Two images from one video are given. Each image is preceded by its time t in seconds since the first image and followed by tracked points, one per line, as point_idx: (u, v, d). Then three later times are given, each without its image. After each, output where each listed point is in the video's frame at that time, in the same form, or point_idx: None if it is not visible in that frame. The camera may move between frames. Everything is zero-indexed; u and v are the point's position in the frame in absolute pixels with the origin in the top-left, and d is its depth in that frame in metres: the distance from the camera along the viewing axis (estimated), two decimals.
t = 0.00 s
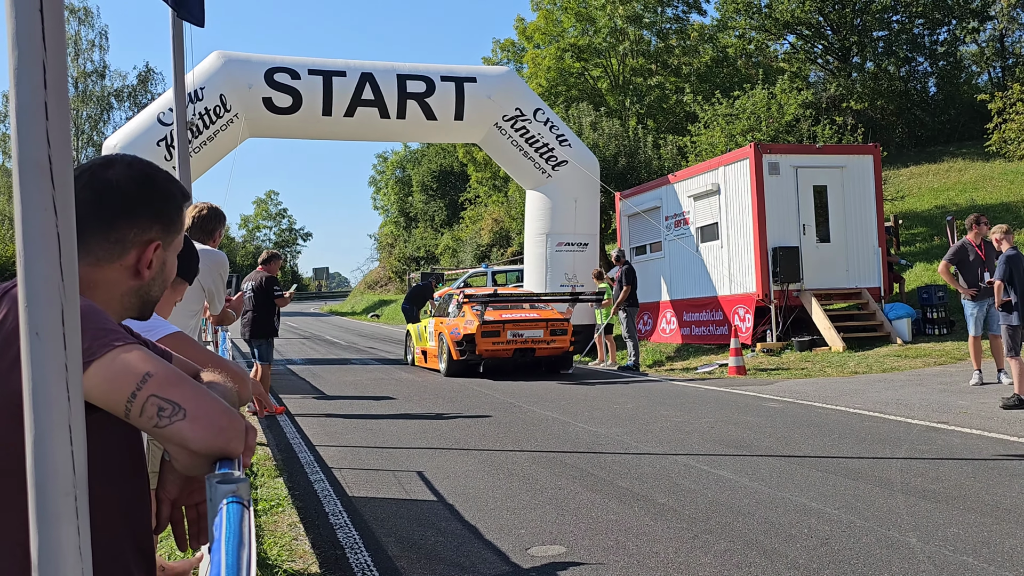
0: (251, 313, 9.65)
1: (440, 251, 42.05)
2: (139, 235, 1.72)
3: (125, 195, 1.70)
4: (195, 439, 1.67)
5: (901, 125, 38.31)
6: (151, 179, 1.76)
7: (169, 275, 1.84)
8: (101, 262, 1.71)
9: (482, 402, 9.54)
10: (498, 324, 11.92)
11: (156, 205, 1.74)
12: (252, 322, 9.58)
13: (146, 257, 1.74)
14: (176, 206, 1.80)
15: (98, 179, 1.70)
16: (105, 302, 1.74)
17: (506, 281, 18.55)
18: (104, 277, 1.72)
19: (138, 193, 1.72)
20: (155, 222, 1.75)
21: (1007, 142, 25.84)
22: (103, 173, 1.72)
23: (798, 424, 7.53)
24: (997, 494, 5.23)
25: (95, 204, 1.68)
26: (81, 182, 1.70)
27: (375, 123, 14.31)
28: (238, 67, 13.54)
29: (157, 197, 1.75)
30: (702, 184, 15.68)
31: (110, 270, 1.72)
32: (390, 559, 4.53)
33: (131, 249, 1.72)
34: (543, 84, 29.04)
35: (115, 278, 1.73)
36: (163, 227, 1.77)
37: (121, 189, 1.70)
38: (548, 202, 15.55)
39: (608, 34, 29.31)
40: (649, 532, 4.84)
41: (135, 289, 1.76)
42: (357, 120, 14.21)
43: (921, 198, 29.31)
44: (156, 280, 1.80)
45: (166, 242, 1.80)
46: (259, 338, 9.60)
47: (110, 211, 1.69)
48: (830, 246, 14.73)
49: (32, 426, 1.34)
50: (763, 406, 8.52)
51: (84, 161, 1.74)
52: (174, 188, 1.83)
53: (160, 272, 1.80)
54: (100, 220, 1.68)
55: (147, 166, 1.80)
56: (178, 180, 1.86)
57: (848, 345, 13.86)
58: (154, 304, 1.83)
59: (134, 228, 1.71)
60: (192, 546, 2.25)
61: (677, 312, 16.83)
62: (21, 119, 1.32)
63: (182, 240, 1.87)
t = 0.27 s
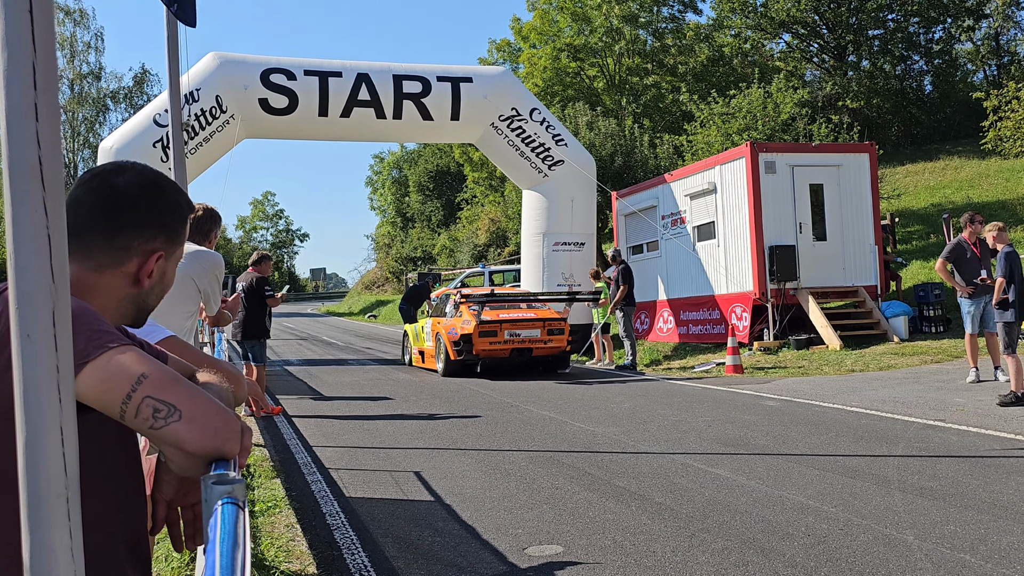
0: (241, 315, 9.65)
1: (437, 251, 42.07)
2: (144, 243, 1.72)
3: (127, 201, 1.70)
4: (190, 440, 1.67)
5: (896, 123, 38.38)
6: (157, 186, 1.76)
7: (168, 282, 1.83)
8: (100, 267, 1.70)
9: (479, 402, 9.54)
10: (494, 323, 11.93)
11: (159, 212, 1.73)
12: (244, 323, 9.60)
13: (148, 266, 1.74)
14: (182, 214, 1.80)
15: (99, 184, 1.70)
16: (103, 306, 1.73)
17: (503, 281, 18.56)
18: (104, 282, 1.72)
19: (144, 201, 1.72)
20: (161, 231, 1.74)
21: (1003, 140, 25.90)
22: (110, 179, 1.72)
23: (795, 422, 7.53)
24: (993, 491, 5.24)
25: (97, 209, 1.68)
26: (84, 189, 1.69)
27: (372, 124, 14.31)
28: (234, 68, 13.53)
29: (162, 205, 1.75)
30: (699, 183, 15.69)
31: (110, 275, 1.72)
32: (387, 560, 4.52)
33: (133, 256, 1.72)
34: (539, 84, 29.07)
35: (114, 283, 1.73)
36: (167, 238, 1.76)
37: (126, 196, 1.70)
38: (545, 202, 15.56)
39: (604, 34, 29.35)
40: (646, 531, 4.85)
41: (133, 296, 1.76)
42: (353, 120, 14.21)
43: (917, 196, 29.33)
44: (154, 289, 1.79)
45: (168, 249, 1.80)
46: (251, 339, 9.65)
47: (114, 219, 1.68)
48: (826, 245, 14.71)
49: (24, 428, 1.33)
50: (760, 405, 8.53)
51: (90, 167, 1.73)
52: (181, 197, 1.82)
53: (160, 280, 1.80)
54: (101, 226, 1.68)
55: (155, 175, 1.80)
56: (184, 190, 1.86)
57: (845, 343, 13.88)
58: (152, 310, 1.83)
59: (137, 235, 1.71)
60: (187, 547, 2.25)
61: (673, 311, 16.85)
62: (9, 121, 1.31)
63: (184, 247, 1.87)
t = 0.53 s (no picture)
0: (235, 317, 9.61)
1: (434, 252, 42.05)
2: (140, 251, 1.72)
3: (125, 208, 1.70)
4: (183, 444, 1.67)
5: (892, 123, 38.41)
6: (155, 195, 1.76)
7: (163, 290, 1.83)
8: (95, 273, 1.70)
9: (476, 403, 9.54)
10: (491, 325, 11.93)
11: (156, 218, 1.73)
12: (238, 327, 9.61)
13: (143, 274, 1.74)
14: (178, 222, 1.80)
15: (96, 190, 1.70)
16: (97, 313, 1.73)
17: (500, 282, 18.56)
18: (99, 288, 1.71)
19: (141, 208, 1.72)
20: (157, 240, 1.74)
21: (997, 139, 25.93)
22: (109, 187, 1.72)
23: (790, 422, 7.54)
24: (988, 490, 5.25)
25: (93, 215, 1.68)
26: (82, 195, 1.69)
27: (367, 125, 14.31)
28: (229, 70, 13.52)
29: (159, 213, 1.74)
30: (694, 184, 15.71)
31: (105, 282, 1.71)
32: (383, 562, 4.52)
33: (129, 264, 1.72)
34: (535, 85, 29.06)
35: (109, 289, 1.72)
36: (163, 246, 1.76)
37: (124, 203, 1.70)
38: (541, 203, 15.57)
39: (600, 35, 29.36)
40: (642, 532, 4.85)
41: (128, 304, 1.76)
42: (349, 122, 14.21)
43: (912, 195, 29.39)
44: (149, 296, 1.79)
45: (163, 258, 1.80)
46: (247, 341, 9.67)
47: (110, 227, 1.68)
48: (822, 245, 14.74)
49: (13, 433, 1.32)
50: (756, 404, 8.54)
51: (87, 174, 1.73)
52: (178, 206, 1.82)
53: (155, 288, 1.79)
54: (98, 233, 1.68)
55: (153, 183, 1.80)
56: (180, 198, 1.86)
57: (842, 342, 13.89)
58: (147, 316, 1.83)
59: (134, 243, 1.71)
60: (181, 551, 2.25)
61: (670, 311, 16.85)
62: None
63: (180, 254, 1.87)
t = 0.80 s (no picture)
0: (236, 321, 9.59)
1: (432, 254, 42.03)
2: (130, 254, 1.72)
3: (114, 212, 1.69)
4: (178, 448, 1.66)
5: (888, 122, 38.46)
6: (146, 199, 1.76)
7: (155, 294, 1.83)
8: (86, 277, 1.70)
9: (474, 405, 9.53)
10: (488, 326, 11.92)
11: (147, 222, 1.73)
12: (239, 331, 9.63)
13: (134, 276, 1.74)
14: (169, 226, 1.80)
15: (87, 193, 1.70)
16: (90, 316, 1.73)
17: (497, 284, 18.56)
18: (91, 292, 1.71)
19: (132, 213, 1.72)
20: (147, 243, 1.74)
21: (994, 137, 25.96)
22: (99, 190, 1.71)
23: (789, 421, 7.54)
24: (986, 488, 5.26)
25: (84, 219, 1.68)
26: (71, 199, 1.69)
27: (364, 128, 14.31)
28: (225, 73, 13.51)
29: (150, 217, 1.75)
30: (691, 184, 15.72)
31: (96, 286, 1.71)
32: (382, 564, 4.52)
33: (120, 267, 1.72)
34: (530, 87, 29.06)
35: (101, 294, 1.72)
36: (154, 249, 1.76)
37: (113, 206, 1.70)
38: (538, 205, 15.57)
39: (596, 36, 29.39)
40: (641, 533, 4.85)
41: (120, 308, 1.76)
42: (345, 125, 14.21)
43: (909, 194, 29.43)
44: (141, 299, 1.79)
45: (156, 262, 1.80)
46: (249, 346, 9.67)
47: (101, 231, 1.68)
48: (819, 244, 14.76)
49: (4, 439, 1.31)
50: (754, 404, 8.54)
51: (78, 177, 1.73)
52: (170, 210, 1.83)
53: (147, 291, 1.79)
54: (88, 238, 1.67)
55: (144, 186, 1.80)
56: (172, 200, 1.86)
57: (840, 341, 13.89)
58: (140, 319, 1.83)
59: (124, 246, 1.70)
60: (177, 555, 2.25)
61: (668, 312, 16.86)
62: None
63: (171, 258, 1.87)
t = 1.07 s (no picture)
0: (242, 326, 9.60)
1: (430, 257, 42.03)
2: (128, 258, 1.72)
3: (111, 217, 1.69)
4: (179, 454, 1.63)
5: (886, 122, 38.49)
6: (143, 204, 1.75)
7: (155, 298, 1.83)
8: (84, 282, 1.69)
9: (474, 407, 9.54)
10: (488, 328, 11.92)
11: (145, 226, 1.73)
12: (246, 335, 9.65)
13: (132, 280, 1.74)
14: (167, 230, 1.80)
15: (85, 199, 1.70)
16: (89, 321, 1.72)
17: (496, 286, 18.57)
18: (89, 297, 1.71)
19: (129, 218, 1.71)
20: (145, 246, 1.74)
21: (991, 137, 25.98)
22: (95, 195, 1.71)
23: (788, 422, 7.54)
24: (986, 487, 5.26)
25: (81, 225, 1.68)
26: (68, 205, 1.69)
27: (362, 131, 14.31)
28: (223, 77, 13.52)
29: (148, 221, 1.74)
30: (689, 185, 15.73)
31: (94, 291, 1.71)
32: (382, 568, 4.51)
33: (118, 271, 1.72)
34: (528, 88, 29.02)
35: (100, 298, 1.72)
36: (152, 252, 1.76)
37: (109, 211, 1.70)
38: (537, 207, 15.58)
39: (593, 37, 29.41)
40: (641, 534, 4.84)
41: (120, 313, 1.75)
42: (343, 128, 14.21)
43: (907, 193, 29.46)
44: (141, 303, 1.79)
45: (155, 265, 1.79)
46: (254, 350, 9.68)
47: (99, 236, 1.68)
48: (818, 245, 14.77)
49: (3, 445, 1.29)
50: (754, 405, 8.55)
51: (75, 182, 1.73)
52: (167, 214, 1.82)
53: (146, 294, 1.79)
54: (86, 243, 1.68)
55: (142, 190, 1.79)
56: (169, 204, 1.85)
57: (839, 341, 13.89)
58: (139, 324, 1.82)
59: (120, 250, 1.70)
60: (179, 560, 2.23)
61: (667, 313, 16.86)
62: None
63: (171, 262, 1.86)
